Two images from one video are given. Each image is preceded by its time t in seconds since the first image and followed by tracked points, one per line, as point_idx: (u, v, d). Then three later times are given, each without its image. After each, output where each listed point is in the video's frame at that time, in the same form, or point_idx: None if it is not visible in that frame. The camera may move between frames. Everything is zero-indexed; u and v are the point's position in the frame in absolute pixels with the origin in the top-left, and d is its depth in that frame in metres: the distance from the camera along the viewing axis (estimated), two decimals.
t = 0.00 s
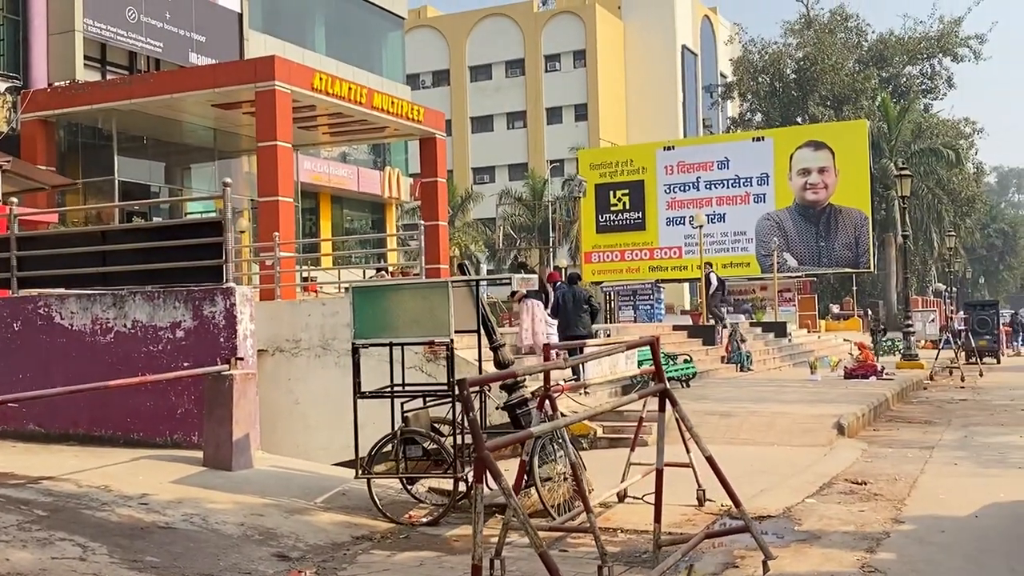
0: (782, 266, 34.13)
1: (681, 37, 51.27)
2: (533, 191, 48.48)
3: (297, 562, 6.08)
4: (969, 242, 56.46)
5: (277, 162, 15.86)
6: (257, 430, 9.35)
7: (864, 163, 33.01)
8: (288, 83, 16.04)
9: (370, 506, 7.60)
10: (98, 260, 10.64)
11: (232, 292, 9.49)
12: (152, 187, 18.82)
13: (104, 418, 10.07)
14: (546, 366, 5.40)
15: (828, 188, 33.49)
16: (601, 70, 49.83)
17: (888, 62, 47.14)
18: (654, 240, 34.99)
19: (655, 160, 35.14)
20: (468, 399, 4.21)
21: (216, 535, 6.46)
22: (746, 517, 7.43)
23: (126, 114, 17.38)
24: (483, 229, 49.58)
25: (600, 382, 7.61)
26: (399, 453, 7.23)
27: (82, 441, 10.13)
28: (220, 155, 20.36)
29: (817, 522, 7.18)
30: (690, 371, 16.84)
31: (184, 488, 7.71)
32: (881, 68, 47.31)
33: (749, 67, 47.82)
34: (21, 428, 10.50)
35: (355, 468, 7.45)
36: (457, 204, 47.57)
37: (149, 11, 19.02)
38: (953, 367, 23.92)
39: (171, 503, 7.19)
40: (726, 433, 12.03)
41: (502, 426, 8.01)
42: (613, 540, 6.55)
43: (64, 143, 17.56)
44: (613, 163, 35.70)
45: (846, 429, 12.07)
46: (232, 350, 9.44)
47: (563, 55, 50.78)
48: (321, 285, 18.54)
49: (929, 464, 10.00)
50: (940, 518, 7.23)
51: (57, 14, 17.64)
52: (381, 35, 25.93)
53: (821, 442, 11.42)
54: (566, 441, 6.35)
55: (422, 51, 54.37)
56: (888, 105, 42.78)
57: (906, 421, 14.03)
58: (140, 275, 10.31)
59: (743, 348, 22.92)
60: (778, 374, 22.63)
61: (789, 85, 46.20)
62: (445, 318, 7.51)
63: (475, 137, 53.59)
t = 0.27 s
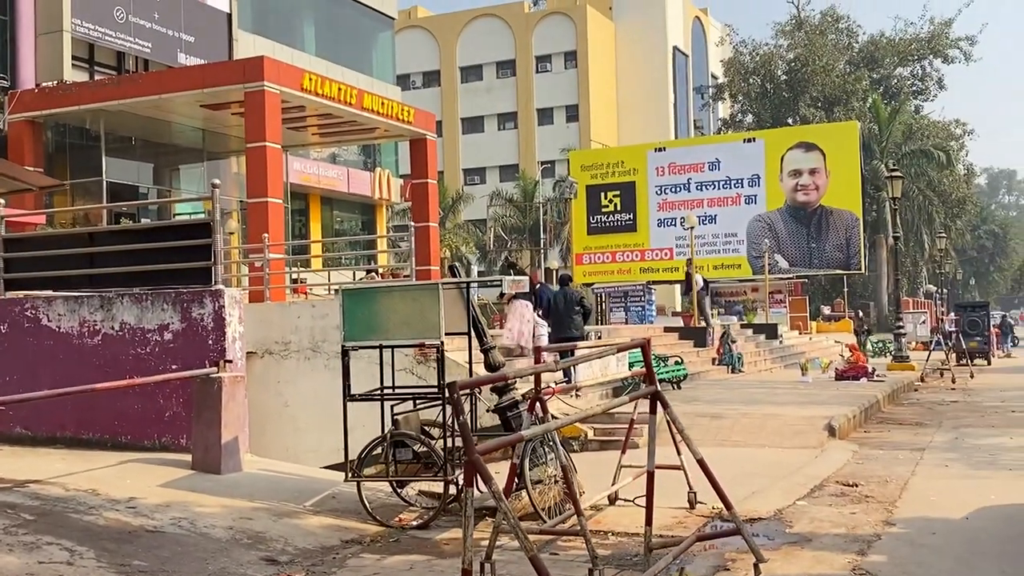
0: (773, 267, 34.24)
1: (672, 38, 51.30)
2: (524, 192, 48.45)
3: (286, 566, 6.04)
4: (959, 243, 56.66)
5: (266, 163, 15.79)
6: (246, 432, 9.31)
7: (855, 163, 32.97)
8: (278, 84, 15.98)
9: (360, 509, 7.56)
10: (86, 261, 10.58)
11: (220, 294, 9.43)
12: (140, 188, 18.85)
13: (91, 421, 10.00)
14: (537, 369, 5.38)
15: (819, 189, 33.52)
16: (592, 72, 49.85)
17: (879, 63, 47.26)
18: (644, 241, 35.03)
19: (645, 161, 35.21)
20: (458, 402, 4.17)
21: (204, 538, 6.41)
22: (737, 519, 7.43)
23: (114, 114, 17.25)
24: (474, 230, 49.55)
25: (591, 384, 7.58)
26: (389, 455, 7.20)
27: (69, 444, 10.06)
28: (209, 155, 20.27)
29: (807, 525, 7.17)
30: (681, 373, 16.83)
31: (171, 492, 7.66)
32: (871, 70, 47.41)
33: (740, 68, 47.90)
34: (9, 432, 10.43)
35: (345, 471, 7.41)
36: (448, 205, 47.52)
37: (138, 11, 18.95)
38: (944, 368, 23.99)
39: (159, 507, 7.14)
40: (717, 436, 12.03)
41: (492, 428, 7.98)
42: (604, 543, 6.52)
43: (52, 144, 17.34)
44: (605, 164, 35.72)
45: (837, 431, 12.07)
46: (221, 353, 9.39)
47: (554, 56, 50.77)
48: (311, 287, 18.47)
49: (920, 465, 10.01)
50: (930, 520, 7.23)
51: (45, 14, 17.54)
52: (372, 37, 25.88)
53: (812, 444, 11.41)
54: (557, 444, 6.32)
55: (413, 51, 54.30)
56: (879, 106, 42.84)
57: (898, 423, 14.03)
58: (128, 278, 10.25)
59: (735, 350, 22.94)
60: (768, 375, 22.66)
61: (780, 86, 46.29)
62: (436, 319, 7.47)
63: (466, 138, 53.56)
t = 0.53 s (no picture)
0: (760, 267, 34.41)
1: (660, 38, 51.42)
2: (513, 192, 48.47)
3: (275, 566, 6.04)
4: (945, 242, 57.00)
5: (254, 163, 15.76)
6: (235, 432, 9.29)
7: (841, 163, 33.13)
8: (266, 84, 15.94)
9: (349, 510, 7.56)
10: (74, 262, 10.56)
11: (209, 294, 9.42)
12: (128, 188, 18.86)
13: (79, 422, 9.96)
14: (527, 369, 5.39)
15: (806, 189, 33.64)
16: (580, 72, 49.92)
17: (865, 63, 47.48)
18: (633, 241, 35.11)
19: (634, 162, 35.29)
20: (447, 402, 4.18)
21: (193, 539, 6.40)
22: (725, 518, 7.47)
23: (102, 115, 17.17)
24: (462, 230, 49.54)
25: (580, 384, 7.60)
26: (378, 455, 7.21)
27: (57, 446, 10.02)
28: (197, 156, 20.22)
29: (795, 523, 7.22)
30: (670, 372, 16.89)
31: (160, 492, 7.64)
32: (858, 70, 47.62)
33: (727, 68, 48.06)
34: None
35: (334, 472, 7.41)
36: (437, 205, 47.49)
37: (125, 11, 18.88)
38: (931, 367, 24.13)
39: (148, 508, 7.12)
40: (705, 435, 12.08)
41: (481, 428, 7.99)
42: (593, 542, 6.54)
43: (39, 145, 17.24)
44: (593, 164, 35.81)
45: (825, 430, 12.14)
46: (210, 353, 9.36)
47: (542, 56, 50.82)
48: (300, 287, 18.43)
49: (907, 464, 10.08)
50: (917, 518, 7.28)
51: (31, 13, 17.45)
52: (360, 37, 25.84)
53: (799, 442, 11.47)
54: (546, 443, 6.33)
55: (402, 51, 54.25)
56: (865, 106, 43.01)
57: (884, 421, 14.13)
58: (118, 278, 10.26)
59: (723, 349, 23.03)
60: (756, 375, 22.76)
61: (767, 86, 46.47)
62: (424, 319, 7.48)
63: (454, 138, 53.55)
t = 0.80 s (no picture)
0: (746, 265, 34.46)
1: (645, 37, 51.50)
2: (499, 191, 48.46)
3: (263, 565, 6.03)
4: (929, 240, 57.37)
5: (239, 162, 15.70)
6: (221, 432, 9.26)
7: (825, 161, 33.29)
8: (251, 83, 15.88)
9: (337, 509, 7.55)
10: (58, 261, 10.53)
11: (195, 294, 9.38)
12: (112, 188, 18.63)
13: (64, 422, 9.92)
14: (513, 367, 5.40)
15: (791, 187, 33.76)
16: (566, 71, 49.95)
17: (850, 62, 47.69)
18: (619, 239, 35.20)
19: (620, 160, 35.36)
20: (435, 400, 4.17)
21: (180, 539, 6.38)
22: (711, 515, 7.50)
23: (85, 114, 17.09)
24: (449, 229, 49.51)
25: (568, 382, 7.61)
26: (366, 454, 7.21)
27: (42, 446, 9.97)
28: (182, 155, 20.13)
29: (781, 520, 7.26)
30: (656, 370, 16.95)
31: (146, 492, 7.60)
32: (842, 68, 47.85)
33: (713, 67, 48.19)
34: None
35: (321, 471, 7.40)
36: (423, 204, 47.41)
37: (109, 9, 18.74)
38: (915, 364, 24.28)
39: (134, 508, 7.09)
40: (691, 432, 12.13)
41: (468, 427, 8.00)
42: (580, 539, 6.57)
43: (22, 143, 17.25)
44: (579, 163, 35.89)
45: (810, 427, 12.21)
46: (195, 353, 9.33)
47: (527, 55, 50.83)
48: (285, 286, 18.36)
49: (892, 461, 10.15)
50: (902, 514, 7.34)
51: (14, 12, 17.30)
52: (346, 35, 25.76)
53: (785, 440, 11.54)
54: (533, 442, 6.34)
55: (388, 50, 54.15)
56: (850, 105, 43.21)
57: (870, 418, 14.22)
58: (101, 278, 10.20)
59: (708, 347, 23.12)
60: (743, 372, 22.87)
61: (753, 85, 46.63)
62: (412, 318, 7.47)
63: (440, 137, 53.50)
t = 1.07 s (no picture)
0: (727, 263, 34.57)
1: (627, 36, 51.60)
2: (481, 189, 48.47)
3: (245, 564, 6.01)
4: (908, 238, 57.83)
5: (221, 161, 15.64)
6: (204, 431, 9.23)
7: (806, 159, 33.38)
8: (232, 81, 15.81)
9: (320, 507, 7.54)
10: (39, 260, 10.48)
11: (176, 292, 9.34)
12: (93, 186, 18.64)
13: (45, 421, 9.86)
14: (496, 365, 5.41)
15: (772, 186, 33.88)
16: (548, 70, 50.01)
17: (830, 62, 48.01)
18: (601, 238, 35.30)
19: (602, 159, 35.46)
20: (419, 398, 4.17)
21: (162, 538, 6.36)
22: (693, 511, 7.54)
23: (65, 112, 16.97)
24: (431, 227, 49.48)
25: (550, 380, 7.62)
26: (349, 452, 7.21)
27: (23, 446, 9.91)
28: (163, 153, 19.99)
29: (763, 516, 7.31)
30: (639, 368, 17.01)
31: (127, 492, 7.57)
32: (823, 68, 48.17)
33: (694, 66, 48.38)
34: None
35: (304, 469, 7.40)
36: (405, 202, 47.32)
37: (89, 7, 18.59)
38: (895, 361, 24.49)
39: (116, 507, 7.06)
40: (673, 430, 12.19)
41: (452, 425, 8.00)
42: (563, 537, 6.59)
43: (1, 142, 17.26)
44: (561, 162, 35.98)
45: (791, 424, 12.29)
46: (178, 352, 9.28)
47: (509, 54, 50.86)
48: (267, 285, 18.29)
49: (872, 457, 10.23)
50: (883, 510, 7.41)
51: None
52: (328, 33, 25.67)
53: (766, 437, 11.61)
54: (517, 439, 6.35)
55: (370, 49, 54.03)
56: (830, 104, 43.46)
57: (850, 416, 14.33)
58: (82, 277, 10.16)
59: (690, 345, 23.22)
60: (724, 370, 23.00)
61: (734, 84, 46.85)
62: (395, 317, 7.47)
63: (422, 135, 53.44)
